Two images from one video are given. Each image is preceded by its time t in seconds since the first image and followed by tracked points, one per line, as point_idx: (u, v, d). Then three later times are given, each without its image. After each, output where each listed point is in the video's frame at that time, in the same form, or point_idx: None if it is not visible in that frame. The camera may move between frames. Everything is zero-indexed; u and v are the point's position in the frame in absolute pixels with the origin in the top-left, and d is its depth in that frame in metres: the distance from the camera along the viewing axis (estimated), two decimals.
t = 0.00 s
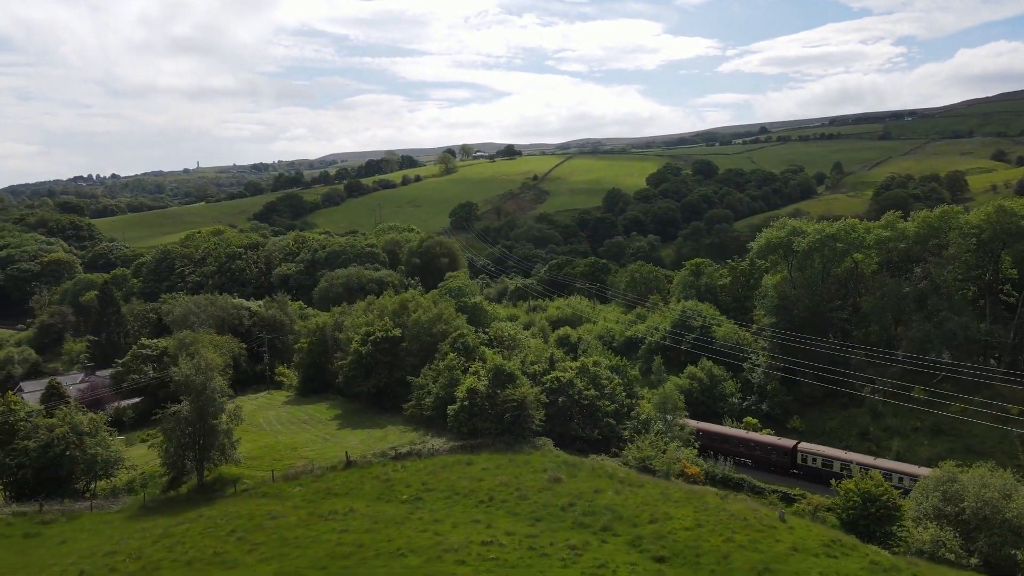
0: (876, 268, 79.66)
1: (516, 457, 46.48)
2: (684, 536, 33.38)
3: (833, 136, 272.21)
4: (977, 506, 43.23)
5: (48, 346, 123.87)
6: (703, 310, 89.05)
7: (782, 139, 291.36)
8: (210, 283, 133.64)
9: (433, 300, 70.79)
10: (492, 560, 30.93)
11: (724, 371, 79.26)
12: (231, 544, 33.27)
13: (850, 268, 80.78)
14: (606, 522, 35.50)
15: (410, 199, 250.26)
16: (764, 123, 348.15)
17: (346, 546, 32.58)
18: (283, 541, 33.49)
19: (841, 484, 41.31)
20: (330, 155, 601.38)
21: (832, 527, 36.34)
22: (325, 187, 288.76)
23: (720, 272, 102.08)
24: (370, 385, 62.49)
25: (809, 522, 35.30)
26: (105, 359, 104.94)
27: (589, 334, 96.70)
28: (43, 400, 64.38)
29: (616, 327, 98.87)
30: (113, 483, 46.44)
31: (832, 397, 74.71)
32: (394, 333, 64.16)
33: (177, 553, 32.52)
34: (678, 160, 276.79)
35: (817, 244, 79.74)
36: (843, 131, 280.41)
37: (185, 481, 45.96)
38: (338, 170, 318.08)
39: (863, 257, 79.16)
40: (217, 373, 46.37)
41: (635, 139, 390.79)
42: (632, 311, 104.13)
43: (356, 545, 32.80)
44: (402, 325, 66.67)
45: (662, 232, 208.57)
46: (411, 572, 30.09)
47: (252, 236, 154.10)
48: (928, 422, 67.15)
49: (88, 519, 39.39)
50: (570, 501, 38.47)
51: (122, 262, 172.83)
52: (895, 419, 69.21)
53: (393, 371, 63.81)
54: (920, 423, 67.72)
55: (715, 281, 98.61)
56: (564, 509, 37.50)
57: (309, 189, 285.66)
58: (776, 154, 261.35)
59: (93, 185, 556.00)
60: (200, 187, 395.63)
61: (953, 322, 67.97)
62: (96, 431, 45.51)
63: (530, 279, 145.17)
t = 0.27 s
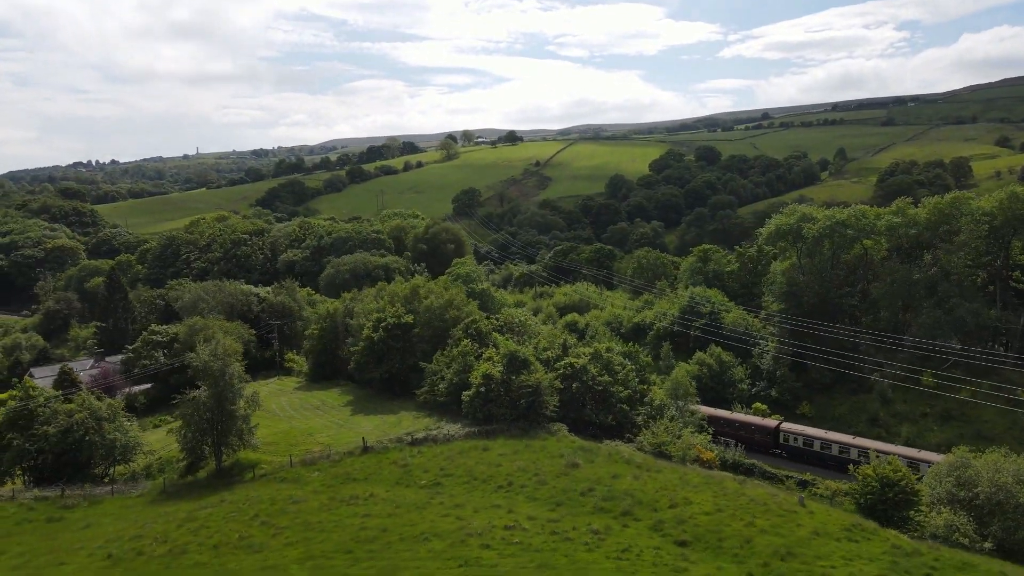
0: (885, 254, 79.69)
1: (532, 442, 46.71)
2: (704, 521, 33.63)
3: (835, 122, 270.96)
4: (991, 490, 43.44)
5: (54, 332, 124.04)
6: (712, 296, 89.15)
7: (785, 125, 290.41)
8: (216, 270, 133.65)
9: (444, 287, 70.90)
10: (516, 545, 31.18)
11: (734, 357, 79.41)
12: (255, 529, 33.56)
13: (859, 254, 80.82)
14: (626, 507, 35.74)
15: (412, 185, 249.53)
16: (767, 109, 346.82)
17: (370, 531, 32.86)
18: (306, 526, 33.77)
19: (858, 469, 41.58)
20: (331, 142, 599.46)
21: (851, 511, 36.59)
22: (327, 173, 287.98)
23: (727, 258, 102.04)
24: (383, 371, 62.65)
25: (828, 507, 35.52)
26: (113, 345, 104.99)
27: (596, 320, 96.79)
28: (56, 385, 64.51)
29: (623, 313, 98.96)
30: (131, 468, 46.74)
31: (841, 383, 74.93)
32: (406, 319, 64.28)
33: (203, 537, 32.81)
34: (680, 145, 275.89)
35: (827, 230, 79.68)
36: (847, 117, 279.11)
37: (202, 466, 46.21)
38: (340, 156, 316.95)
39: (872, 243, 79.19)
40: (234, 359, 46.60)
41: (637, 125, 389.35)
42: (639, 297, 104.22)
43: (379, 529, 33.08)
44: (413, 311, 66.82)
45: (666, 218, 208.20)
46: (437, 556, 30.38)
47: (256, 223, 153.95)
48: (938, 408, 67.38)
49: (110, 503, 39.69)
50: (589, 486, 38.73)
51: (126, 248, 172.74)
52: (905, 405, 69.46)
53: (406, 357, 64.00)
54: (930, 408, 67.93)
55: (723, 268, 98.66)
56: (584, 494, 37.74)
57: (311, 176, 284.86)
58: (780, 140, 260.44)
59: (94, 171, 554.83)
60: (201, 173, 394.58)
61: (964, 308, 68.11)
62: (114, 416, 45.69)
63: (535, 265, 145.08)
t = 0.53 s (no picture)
0: (892, 241, 79.60)
1: (543, 428, 46.89)
2: (720, 506, 33.85)
3: (838, 107, 269.85)
4: (1002, 475, 43.53)
5: (59, 318, 124.22)
6: (718, 283, 89.17)
7: (787, 111, 289.23)
8: (220, 256, 133.60)
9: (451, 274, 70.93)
10: (534, 530, 31.43)
11: (740, 343, 79.54)
12: (273, 514, 33.82)
13: (867, 240, 80.73)
14: (640, 492, 35.96)
15: (414, 171, 248.95)
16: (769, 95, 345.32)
17: (388, 516, 33.11)
18: (324, 511, 34.02)
19: (869, 454, 41.77)
20: (331, 127, 597.50)
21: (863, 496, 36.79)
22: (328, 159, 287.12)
23: (733, 244, 101.97)
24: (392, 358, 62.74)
25: (842, 492, 35.70)
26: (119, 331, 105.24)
27: (602, 307, 96.86)
28: (67, 372, 64.72)
29: (629, 299, 99.01)
30: (144, 454, 47.03)
31: (848, 370, 75.11)
32: (415, 306, 64.33)
33: (222, 522, 33.10)
34: (683, 131, 274.85)
35: (835, 217, 79.59)
36: (849, 102, 277.77)
37: (216, 452, 46.42)
38: (340, 142, 315.79)
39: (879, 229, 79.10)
40: (247, 346, 46.72)
41: (638, 111, 387.79)
42: (645, 284, 104.23)
43: (397, 514, 33.33)
44: (421, 298, 66.87)
45: (669, 205, 207.77)
46: (455, 541, 30.63)
47: (260, 209, 153.74)
48: (945, 394, 67.55)
49: (125, 488, 39.96)
50: (603, 471, 38.95)
51: (129, 235, 172.65)
52: (911, 391, 69.61)
53: (414, 344, 64.09)
54: (936, 394, 68.10)
55: (729, 254, 98.62)
56: (599, 479, 37.95)
57: (312, 162, 283.97)
58: (782, 126, 259.46)
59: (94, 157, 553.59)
60: (201, 159, 393.56)
61: (972, 295, 68.16)
62: (127, 402, 45.91)
63: (538, 252, 144.92)
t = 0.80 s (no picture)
0: (897, 229, 79.51)
1: (550, 416, 47.02)
2: (729, 494, 34.00)
3: (840, 95, 268.81)
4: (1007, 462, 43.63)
5: (62, 306, 124.21)
6: (722, 271, 89.14)
7: (789, 98, 288.08)
8: (222, 244, 133.45)
9: (456, 262, 70.91)
10: (546, 517, 31.58)
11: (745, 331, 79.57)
12: (285, 501, 33.98)
13: (872, 229, 80.63)
14: (650, 479, 36.11)
15: (415, 159, 248.16)
16: (770, 82, 343.86)
17: (399, 503, 33.28)
18: (336, 499, 34.18)
19: (876, 442, 41.94)
20: (330, 115, 595.02)
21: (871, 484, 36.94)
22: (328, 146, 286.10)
23: (736, 233, 101.86)
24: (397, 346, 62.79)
25: (850, 479, 35.85)
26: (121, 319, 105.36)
27: (606, 295, 96.86)
28: (73, 359, 64.80)
29: (632, 287, 98.98)
30: (153, 442, 47.21)
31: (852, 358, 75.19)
32: (420, 294, 64.37)
33: (235, 509, 33.26)
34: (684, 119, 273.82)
35: (840, 205, 79.49)
36: (851, 90, 276.69)
37: (224, 440, 46.55)
38: (340, 129, 314.57)
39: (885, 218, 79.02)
40: (255, 334, 46.78)
41: (639, 98, 386.21)
42: (648, 272, 104.17)
43: (408, 502, 33.51)
44: (427, 286, 66.88)
45: (670, 193, 207.35)
46: (467, 528, 30.81)
47: (261, 197, 153.39)
48: (949, 382, 67.69)
49: (135, 476, 40.14)
50: (612, 459, 39.10)
51: (130, 223, 172.37)
52: (915, 379, 69.74)
53: (420, 332, 64.13)
54: (940, 382, 68.22)
55: (732, 243, 98.54)
56: (608, 467, 38.11)
57: (312, 149, 283.11)
58: (784, 113, 258.49)
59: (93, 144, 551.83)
60: (201, 147, 392.27)
61: (976, 283, 68.21)
62: (136, 390, 46.02)
63: (540, 240, 144.79)
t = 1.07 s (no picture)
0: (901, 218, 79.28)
1: (554, 405, 47.07)
2: (735, 482, 34.11)
3: (843, 82, 267.55)
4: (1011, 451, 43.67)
5: (64, 294, 124.22)
6: (725, 260, 89.02)
7: (791, 85, 286.72)
8: (223, 233, 133.24)
9: (459, 250, 70.76)
10: (552, 506, 31.71)
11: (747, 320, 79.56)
12: (292, 489, 34.11)
13: (876, 217, 80.39)
14: (655, 468, 36.22)
15: (416, 146, 247.29)
16: (771, 69, 342.12)
17: (406, 492, 33.40)
18: (342, 487, 34.31)
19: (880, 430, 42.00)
20: (329, 102, 592.67)
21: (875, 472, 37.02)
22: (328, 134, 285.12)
23: (739, 221, 101.61)
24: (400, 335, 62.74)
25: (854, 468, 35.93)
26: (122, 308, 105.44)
27: (608, 283, 96.78)
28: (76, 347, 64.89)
29: (634, 276, 98.88)
30: (158, 430, 47.38)
31: (854, 346, 75.21)
32: (423, 282, 64.33)
33: (242, 498, 33.40)
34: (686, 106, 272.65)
35: (844, 193, 79.26)
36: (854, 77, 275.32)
37: (229, 429, 46.66)
38: (340, 117, 313.45)
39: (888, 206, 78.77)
40: (259, 323, 46.75)
41: (639, 85, 384.39)
42: (650, 261, 104.02)
43: (415, 490, 33.64)
44: (430, 274, 66.78)
45: (672, 180, 206.78)
46: (474, 516, 30.95)
47: (262, 185, 152.98)
48: (951, 371, 67.77)
49: (142, 464, 40.27)
50: (617, 448, 39.20)
51: (131, 210, 172.05)
52: (918, 367, 69.77)
53: (423, 321, 64.09)
54: (942, 371, 68.27)
55: (735, 231, 98.32)
56: (612, 456, 38.23)
57: (312, 137, 282.11)
58: (786, 100, 257.30)
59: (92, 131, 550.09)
60: (200, 134, 391.12)
61: (979, 271, 68.13)
62: (141, 379, 46.10)
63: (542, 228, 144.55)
